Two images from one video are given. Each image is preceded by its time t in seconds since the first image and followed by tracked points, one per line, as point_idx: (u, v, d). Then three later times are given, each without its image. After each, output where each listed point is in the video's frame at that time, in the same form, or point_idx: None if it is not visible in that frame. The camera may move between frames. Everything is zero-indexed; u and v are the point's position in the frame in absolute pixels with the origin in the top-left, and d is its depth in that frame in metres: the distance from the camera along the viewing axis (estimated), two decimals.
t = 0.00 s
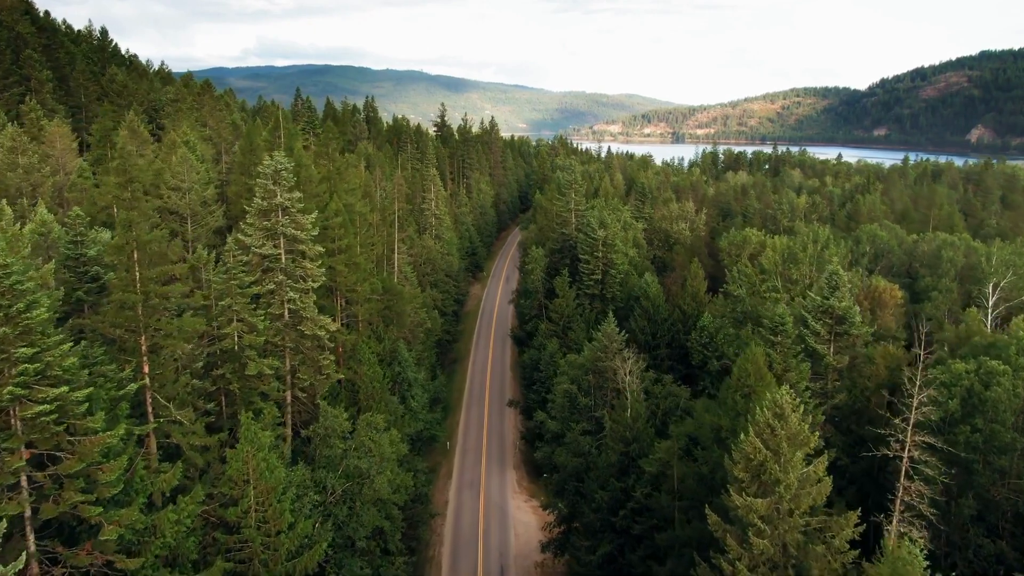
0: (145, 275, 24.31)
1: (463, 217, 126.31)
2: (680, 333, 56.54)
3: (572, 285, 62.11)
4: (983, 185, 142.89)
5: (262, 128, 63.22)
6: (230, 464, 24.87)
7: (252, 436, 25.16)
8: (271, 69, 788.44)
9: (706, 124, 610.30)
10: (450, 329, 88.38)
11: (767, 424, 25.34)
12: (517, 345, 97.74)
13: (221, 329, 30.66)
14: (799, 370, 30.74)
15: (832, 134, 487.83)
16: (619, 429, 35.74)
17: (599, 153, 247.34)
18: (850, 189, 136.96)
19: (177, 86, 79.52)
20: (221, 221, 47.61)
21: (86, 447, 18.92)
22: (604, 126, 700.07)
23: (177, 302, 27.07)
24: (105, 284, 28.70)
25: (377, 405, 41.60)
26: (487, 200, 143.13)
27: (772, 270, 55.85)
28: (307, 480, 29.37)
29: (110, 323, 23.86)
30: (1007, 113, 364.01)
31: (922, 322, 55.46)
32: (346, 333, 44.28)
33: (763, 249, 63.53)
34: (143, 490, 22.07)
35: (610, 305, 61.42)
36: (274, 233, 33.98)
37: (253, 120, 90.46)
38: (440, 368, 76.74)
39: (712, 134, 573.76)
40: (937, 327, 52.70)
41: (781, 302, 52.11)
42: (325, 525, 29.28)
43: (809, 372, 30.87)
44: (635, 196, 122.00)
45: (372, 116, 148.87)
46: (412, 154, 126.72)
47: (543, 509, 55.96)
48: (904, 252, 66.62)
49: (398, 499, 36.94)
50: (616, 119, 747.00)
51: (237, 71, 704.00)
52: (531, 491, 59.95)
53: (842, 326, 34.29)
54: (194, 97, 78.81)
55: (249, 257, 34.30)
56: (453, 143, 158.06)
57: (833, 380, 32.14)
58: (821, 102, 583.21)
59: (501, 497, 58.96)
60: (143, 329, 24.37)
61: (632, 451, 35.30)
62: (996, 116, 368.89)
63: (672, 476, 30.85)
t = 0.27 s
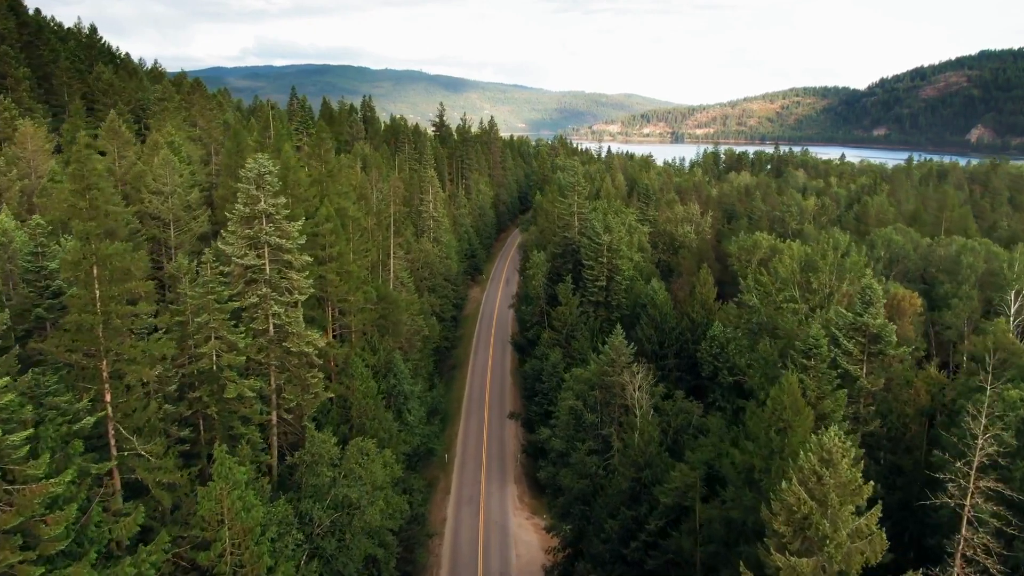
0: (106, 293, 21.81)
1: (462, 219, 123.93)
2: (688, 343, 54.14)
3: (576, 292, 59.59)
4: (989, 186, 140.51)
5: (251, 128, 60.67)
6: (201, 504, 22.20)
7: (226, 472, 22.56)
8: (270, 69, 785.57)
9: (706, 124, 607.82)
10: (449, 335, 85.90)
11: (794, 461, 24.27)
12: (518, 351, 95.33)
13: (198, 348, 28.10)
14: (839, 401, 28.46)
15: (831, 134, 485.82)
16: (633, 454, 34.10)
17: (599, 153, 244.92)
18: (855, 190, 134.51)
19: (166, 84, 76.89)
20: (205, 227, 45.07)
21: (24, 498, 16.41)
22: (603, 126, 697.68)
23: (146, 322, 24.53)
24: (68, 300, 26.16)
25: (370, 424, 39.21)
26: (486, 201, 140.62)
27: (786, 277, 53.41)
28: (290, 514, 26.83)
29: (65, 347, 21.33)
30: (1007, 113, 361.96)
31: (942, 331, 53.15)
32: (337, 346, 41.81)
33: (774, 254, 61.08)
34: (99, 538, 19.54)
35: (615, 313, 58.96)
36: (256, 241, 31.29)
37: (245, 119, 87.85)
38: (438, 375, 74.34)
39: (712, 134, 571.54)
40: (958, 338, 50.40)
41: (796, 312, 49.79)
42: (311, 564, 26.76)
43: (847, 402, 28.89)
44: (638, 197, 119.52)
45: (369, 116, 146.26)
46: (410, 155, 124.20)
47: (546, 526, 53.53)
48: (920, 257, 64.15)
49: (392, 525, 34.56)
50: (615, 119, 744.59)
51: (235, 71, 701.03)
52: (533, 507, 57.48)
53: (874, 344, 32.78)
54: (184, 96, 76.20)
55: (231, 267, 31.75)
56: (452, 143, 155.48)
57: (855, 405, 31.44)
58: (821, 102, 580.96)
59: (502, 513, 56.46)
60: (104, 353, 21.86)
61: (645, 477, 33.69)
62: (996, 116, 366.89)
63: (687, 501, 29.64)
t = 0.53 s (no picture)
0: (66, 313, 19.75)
1: (461, 220, 121.80)
2: (696, 352, 52.01)
3: (579, 299, 57.36)
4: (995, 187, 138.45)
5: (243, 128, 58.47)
6: (170, 546, 19.94)
7: (199, 510, 20.32)
8: (269, 69, 783.21)
9: (705, 124, 605.72)
10: (448, 341, 83.72)
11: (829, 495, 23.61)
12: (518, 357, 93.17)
13: (174, 367, 25.85)
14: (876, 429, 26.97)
15: (831, 134, 484.14)
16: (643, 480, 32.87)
17: (600, 153, 242.84)
18: (860, 191, 132.44)
19: (155, 83, 74.58)
20: (190, 232, 42.82)
21: None
22: (603, 126, 695.73)
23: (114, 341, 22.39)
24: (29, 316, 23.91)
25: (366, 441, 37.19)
26: (486, 202, 138.39)
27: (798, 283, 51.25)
28: (273, 550, 24.62)
29: (18, 372, 19.19)
30: (1007, 113, 360.42)
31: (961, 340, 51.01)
32: (329, 359, 39.59)
33: (784, 258, 58.91)
34: None
35: (620, 320, 56.78)
36: (240, 250, 29.12)
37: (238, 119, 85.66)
38: (437, 383, 72.10)
39: (711, 134, 569.47)
40: (978, 347, 48.35)
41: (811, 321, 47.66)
42: None
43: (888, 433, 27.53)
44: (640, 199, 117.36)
45: (366, 116, 144.10)
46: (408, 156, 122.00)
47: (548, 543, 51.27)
48: (935, 261, 61.99)
49: (387, 553, 32.44)
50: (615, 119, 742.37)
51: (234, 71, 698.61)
52: (534, 522, 55.20)
53: (910, 364, 31.52)
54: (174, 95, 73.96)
55: (212, 278, 29.49)
56: (451, 143, 153.15)
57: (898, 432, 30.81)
58: (821, 102, 578.93)
59: (502, 529, 54.18)
60: (63, 379, 19.78)
61: (658, 503, 32.51)
62: (996, 116, 365.26)
63: (713, 531, 29.65)
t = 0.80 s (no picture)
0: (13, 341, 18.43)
1: (460, 223, 119.68)
2: (705, 362, 49.88)
3: (583, 306, 55.20)
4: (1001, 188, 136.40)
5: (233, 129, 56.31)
6: None
7: (163, 556, 18.13)
8: (268, 69, 780.34)
9: (704, 124, 603.77)
10: (446, 347, 81.53)
11: (865, 541, 23.06)
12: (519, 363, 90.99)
13: (145, 390, 23.67)
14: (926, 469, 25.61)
15: (831, 134, 482.53)
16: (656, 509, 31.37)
17: (600, 153, 240.56)
18: (865, 192, 130.32)
19: (144, 82, 72.33)
20: (175, 238, 40.64)
21: None
22: (601, 126, 693.54)
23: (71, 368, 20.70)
24: None
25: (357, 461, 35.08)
26: (485, 204, 136.19)
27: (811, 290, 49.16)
28: None
29: None
30: (1007, 113, 358.84)
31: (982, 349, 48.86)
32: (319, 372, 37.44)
33: (795, 264, 56.78)
34: None
35: (625, 328, 54.59)
36: (220, 261, 26.97)
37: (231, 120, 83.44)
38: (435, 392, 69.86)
39: (710, 134, 567.43)
40: (1000, 357, 46.26)
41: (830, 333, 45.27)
42: None
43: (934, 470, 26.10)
44: (642, 200, 115.17)
45: (364, 116, 141.79)
46: (407, 156, 119.78)
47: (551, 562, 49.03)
48: (951, 266, 59.82)
49: None
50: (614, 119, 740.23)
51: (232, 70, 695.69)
52: (537, 539, 52.96)
53: (952, 390, 29.52)
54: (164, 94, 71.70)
55: (190, 291, 27.32)
56: (449, 144, 150.89)
57: (940, 466, 29.91)
58: (821, 102, 577.00)
59: (503, 546, 51.89)
60: (9, 412, 18.40)
61: (672, 535, 31.01)
62: (995, 116, 363.67)
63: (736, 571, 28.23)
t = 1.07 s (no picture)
0: None
1: (459, 225, 117.18)
2: (717, 374, 47.62)
3: (588, 315, 52.72)
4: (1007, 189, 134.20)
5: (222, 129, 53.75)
6: None
7: None
8: (266, 69, 777.27)
9: (704, 124, 601.57)
10: (445, 353, 79.17)
11: None
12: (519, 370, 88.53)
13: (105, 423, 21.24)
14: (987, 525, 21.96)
15: (831, 134, 480.41)
16: (677, 549, 28.26)
17: (600, 153, 238.03)
18: (871, 194, 127.86)
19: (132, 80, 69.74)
20: (154, 245, 38.12)
21: None
22: (600, 126, 691.15)
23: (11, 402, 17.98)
24: None
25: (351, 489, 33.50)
26: (485, 205, 133.83)
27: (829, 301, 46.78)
28: None
29: None
30: (1007, 113, 356.93)
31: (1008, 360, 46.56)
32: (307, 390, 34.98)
33: (810, 270, 54.42)
34: None
35: (632, 338, 52.21)
36: (194, 276, 24.45)
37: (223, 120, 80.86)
38: (433, 402, 67.40)
39: (710, 134, 565.19)
40: None
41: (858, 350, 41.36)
42: None
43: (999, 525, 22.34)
44: (646, 202, 112.65)
45: (361, 115, 139.19)
46: (405, 157, 117.21)
47: None
48: (971, 272, 57.43)
49: None
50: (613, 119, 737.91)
51: (231, 70, 692.67)
52: (540, 559, 50.47)
53: (1013, 425, 25.10)
54: (152, 93, 69.11)
55: (161, 308, 24.83)
56: (448, 144, 148.36)
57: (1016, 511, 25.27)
58: (821, 101, 575.09)
59: (504, 567, 49.33)
60: None
61: None
62: (995, 116, 361.64)
63: None
